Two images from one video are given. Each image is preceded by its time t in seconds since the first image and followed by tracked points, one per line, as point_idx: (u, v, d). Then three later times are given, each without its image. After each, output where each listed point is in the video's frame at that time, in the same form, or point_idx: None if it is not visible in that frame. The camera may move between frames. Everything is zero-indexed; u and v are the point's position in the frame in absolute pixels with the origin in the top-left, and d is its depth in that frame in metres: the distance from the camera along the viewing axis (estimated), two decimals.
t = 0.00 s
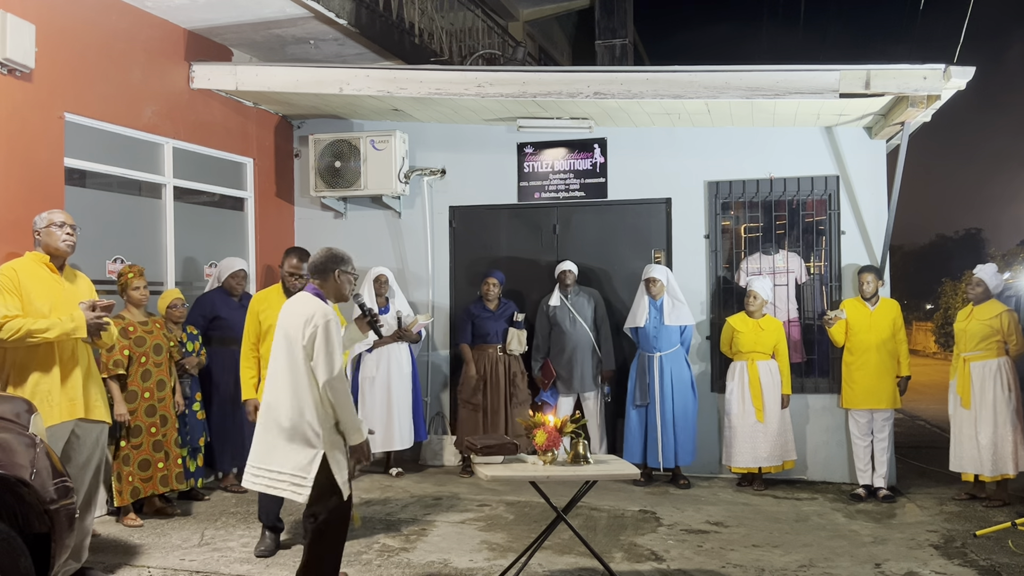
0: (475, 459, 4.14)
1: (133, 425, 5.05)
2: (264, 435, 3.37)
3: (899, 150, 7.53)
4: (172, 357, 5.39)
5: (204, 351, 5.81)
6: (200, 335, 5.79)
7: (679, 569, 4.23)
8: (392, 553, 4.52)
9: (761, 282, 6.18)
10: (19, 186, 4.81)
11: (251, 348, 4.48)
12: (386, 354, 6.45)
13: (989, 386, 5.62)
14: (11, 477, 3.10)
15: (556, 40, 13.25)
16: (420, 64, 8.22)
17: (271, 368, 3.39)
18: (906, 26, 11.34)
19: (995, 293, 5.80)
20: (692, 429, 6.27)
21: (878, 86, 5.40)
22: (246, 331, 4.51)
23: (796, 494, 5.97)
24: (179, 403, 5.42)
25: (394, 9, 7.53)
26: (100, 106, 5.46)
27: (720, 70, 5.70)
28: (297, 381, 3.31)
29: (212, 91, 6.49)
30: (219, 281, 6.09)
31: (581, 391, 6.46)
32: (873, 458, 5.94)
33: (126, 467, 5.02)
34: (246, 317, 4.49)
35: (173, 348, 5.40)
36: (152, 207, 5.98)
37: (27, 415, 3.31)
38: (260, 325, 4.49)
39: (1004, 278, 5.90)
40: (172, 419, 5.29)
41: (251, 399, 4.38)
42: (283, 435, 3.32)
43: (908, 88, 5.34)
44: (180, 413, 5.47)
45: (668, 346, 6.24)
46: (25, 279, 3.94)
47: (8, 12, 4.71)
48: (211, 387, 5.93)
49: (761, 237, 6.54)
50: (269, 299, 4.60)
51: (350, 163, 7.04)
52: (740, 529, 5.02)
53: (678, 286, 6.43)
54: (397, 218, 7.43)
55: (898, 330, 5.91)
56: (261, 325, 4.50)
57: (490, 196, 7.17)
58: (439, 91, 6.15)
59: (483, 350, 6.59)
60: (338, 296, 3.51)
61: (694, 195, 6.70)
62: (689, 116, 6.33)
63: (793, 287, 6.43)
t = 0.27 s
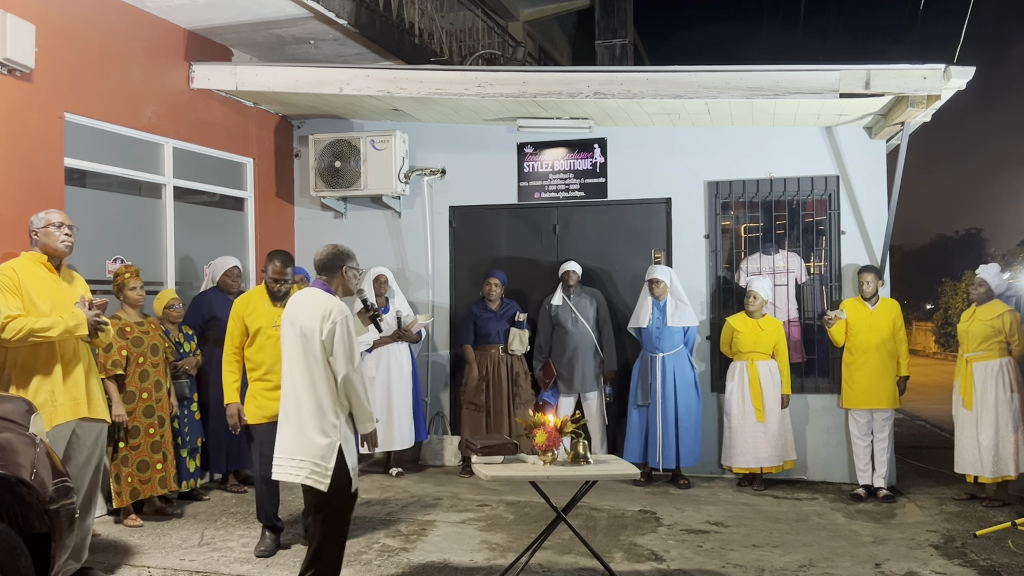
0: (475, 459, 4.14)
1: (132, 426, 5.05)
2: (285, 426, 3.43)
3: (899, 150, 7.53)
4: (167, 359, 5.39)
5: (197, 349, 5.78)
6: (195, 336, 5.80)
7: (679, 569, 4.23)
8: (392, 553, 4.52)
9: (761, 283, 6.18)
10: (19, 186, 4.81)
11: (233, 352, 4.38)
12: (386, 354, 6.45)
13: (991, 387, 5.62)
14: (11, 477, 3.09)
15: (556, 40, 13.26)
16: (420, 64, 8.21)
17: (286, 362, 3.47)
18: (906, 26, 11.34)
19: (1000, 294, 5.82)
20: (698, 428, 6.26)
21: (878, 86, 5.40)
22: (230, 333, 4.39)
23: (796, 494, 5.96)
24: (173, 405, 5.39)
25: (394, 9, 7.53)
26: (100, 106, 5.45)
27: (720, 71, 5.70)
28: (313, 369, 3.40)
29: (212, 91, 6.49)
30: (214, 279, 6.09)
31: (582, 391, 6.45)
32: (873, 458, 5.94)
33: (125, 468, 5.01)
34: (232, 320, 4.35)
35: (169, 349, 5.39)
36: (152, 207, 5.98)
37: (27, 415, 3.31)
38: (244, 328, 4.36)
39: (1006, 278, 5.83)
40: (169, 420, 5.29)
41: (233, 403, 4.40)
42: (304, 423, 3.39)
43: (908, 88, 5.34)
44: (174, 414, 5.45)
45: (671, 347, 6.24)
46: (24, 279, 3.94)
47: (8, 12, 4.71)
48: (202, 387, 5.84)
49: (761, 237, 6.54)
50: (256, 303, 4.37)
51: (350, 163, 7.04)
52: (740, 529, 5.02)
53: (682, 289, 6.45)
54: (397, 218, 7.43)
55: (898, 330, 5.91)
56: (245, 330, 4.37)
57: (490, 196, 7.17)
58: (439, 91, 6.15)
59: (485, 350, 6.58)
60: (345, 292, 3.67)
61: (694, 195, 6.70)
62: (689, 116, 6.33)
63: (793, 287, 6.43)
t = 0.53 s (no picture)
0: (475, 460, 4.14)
1: (131, 427, 5.05)
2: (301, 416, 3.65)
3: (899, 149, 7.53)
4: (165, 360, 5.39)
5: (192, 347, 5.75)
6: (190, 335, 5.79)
7: (679, 569, 4.23)
8: (392, 553, 4.52)
9: (761, 283, 6.18)
10: (19, 187, 4.81)
11: (228, 353, 4.36)
12: (386, 353, 6.40)
13: (992, 387, 5.62)
14: (11, 477, 3.10)
15: (556, 40, 13.26)
16: (420, 64, 8.22)
17: (297, 354, 3.69)
18: (907, 26, 11.34)
19: (1000, 294, 5.81)
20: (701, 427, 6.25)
21: (878, 86, 5.40)
22: (224, 333, 4.36)
23: (796, 494, 5.96)
24: (171, 407, 5.39)
25: (394, 9, 7.53)
26: (100, 106, 5.45)
27: (720, 71, 5.70)
28: (325, 360, 3.63)
29: (212, 91, 6.49)
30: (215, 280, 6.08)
31: (583, 391, 6.45)
32: (873, 458, 5.94)
33: (124, 469, 5.01)
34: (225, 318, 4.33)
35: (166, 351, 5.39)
36: (152, 207, 5.98)
37: (27, 415, 3.30)
38: (237, 328, 4.34)
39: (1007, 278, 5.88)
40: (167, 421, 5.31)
41: (239, 401, 4.29)
42: (320, 412, 3.62)
43: (908, 88, 5.34)
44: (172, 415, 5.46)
45: (673, 347, 6.24)
46: (22, 281, 3.92)
47: (8, 12, 4.71)
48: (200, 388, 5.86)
49: (761, 237, 6.53)
50: (248, 302, 4.37)
51: (350, 163, 7.05)
52: (740, 529, 5.02)
53: (682, 288, 6.43)
54: (397, 218, 7.43)
55: (898, 331, 5.91)
56: (239, 329, 4.35)
57: (490, 196, 7.17)
58: (439, 91, 6.15)
59: (485, 350, 6.58)
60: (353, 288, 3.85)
61: (694, 195, 6.70)
62: (689, 116, 6.33)
63: (793, 287, 6.43)
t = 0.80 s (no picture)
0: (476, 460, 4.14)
1: (132, 427, 5.05)
2: (320, 419, 3.65)
3: (899, 149, 7.53)
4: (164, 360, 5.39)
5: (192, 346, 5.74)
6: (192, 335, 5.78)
7: (679, 569, 4.23)
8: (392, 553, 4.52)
9: (760, 283, 6.18)
10: (19, 187, 4.81)
11: (228, 355, 4.31)
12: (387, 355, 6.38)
13: (990, 387, 5.62)
14: (10, 477, 3.10)
15: (556, 40, 13.26)
16: (420, 64, 8.22)
17: (315, 358, 3.70)
18: (907, 26, 11.35)
19: (1000, 294, 5.82)
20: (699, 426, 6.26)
21: (878, 86, 5.40)
22: (223, 334, 4.32)
23: (796, 494, 5.96)
24: (170, 407, 5.40)
25: (394, 9, 7.53)
26: (100, 106, 5.45)
27: (720, 70, 5.70)
28: (346, 363, 3.66)
29: (212, 91, 6.49)
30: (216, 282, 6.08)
31: (587, 391, 6.46)
32: (874, 458, 5.94)
33: (124, 469, 5.02)
34: (225, 319, 4.30)
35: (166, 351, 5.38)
36: (152, 207, 5.98)
37: (27, 415, 3.30)
38: (237, 328, 4.31)
39: (1006, 278, 5.84)
40: (166, 421, 5.30)
41: (236, 404, 4.25)
42: (342, 415, 3.64)
43: (908, 87, 5.34)
44: (171, 415, 5.46)
45: (668, 346, 6.24)
46: (19, 283, 3.91)
47: (8, 12, 4.71)
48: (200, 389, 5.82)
49: (761, 237, 6.53)
50: (247, 303, 4.35)
51: (350, 163, 7.05)
52: (740, 529, 5.02)
53: (677, 285, 6.41)
54: (397, 218, 7.43)
55: (898, 330, 5.90)
56: (239, 330, 4.32)
57: (490, 196, 7.17)
58: (439, 91, 6.15)
59: (480, 350, 6.59)
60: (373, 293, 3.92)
61: (694, 195, 6.70)
62: (689, 116, 6.33)
63: (793, 287, 6.43)
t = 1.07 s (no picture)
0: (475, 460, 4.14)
1: (133, 427, 5.05)
2: (358, 425, 3.70)
3: (899, 149, 7.53)
4: (167, 360, 5.39)
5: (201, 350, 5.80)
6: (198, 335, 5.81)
7: (679, 569, 4.23)
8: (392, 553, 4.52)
9: (760, 283, 6.18)
10: (18, 187, 4.81)
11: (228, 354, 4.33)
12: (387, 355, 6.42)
13: (986, 386, 5.62)
14: (11, 477, 3.10)
15: (556, 40, 13.27)
16: (420, 63, 8.22)
17: (354, 361, 3.74)
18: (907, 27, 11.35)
19: (996, 294, 5.81)
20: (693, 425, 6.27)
21: (878, 86, 5.40)
22: (223, 333, 4.32)
23: (796, 494, 5.97)
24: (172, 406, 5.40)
25: (394, 9, 7.53)
26: (100, 106, 5.45)
27: (720, 70, 5.70)
28: (385, 369, 3.72)
29: (211, 91, 6.48)
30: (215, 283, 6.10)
31: (589, 391, 6.46)
32: (873, 458, 5.95)
33: (125, 468, 5.03)
34: (225, 318, 4.29)
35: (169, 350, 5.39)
36: (152, 207, 5.98)
37: (27, 415, 3.30)
38: (237, 328, 4.31)
39: (1005, 278, 5.89)
40: (167, 419, 5.31)
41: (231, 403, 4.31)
42: (381, 417, 3.70)
43: (908, 87, 5.34)
44: (173, 412, 5.46)
45: (661, 345, 6.25)
46: (17, 283, 3.88)
47: (8, 12, 4.71)
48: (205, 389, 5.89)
49: (761, 237, 6.54)
50: (249, 303, 4.34)
51: (350, 163, 7.05)
52: (740, 529, 5.02)
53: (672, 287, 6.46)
54: (397, 218, 7.43)
55: (898, 331, 5.92)
56: (240, 329, 4.32)
57: (491, 196, 7.17)
58: (439, 91, 6.15)
59: (473, 349, 6.59)
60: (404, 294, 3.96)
61: (694, 195, 6.70)
62: (689, 116, 6.33)
63: (793, 287, 6.43)
